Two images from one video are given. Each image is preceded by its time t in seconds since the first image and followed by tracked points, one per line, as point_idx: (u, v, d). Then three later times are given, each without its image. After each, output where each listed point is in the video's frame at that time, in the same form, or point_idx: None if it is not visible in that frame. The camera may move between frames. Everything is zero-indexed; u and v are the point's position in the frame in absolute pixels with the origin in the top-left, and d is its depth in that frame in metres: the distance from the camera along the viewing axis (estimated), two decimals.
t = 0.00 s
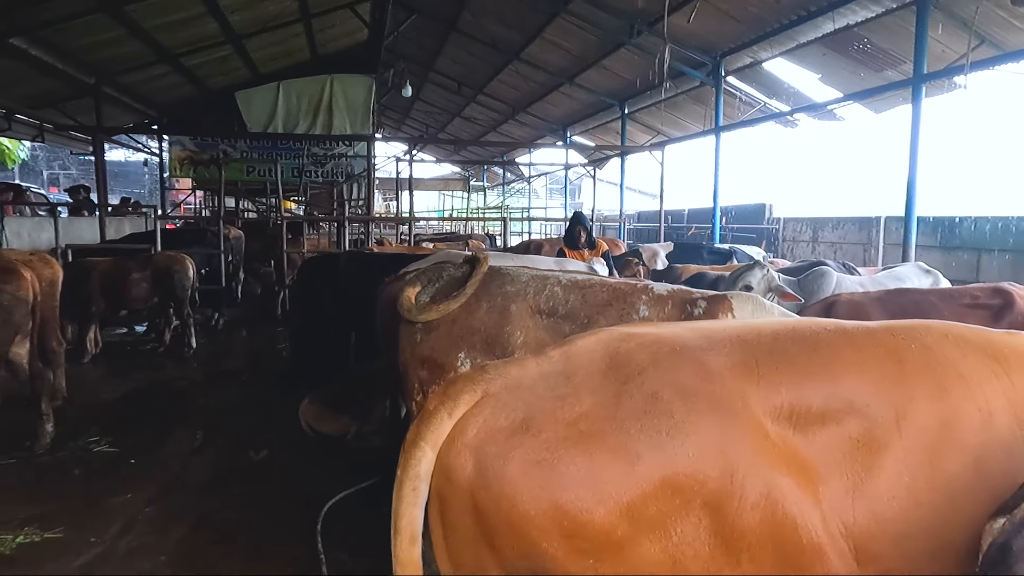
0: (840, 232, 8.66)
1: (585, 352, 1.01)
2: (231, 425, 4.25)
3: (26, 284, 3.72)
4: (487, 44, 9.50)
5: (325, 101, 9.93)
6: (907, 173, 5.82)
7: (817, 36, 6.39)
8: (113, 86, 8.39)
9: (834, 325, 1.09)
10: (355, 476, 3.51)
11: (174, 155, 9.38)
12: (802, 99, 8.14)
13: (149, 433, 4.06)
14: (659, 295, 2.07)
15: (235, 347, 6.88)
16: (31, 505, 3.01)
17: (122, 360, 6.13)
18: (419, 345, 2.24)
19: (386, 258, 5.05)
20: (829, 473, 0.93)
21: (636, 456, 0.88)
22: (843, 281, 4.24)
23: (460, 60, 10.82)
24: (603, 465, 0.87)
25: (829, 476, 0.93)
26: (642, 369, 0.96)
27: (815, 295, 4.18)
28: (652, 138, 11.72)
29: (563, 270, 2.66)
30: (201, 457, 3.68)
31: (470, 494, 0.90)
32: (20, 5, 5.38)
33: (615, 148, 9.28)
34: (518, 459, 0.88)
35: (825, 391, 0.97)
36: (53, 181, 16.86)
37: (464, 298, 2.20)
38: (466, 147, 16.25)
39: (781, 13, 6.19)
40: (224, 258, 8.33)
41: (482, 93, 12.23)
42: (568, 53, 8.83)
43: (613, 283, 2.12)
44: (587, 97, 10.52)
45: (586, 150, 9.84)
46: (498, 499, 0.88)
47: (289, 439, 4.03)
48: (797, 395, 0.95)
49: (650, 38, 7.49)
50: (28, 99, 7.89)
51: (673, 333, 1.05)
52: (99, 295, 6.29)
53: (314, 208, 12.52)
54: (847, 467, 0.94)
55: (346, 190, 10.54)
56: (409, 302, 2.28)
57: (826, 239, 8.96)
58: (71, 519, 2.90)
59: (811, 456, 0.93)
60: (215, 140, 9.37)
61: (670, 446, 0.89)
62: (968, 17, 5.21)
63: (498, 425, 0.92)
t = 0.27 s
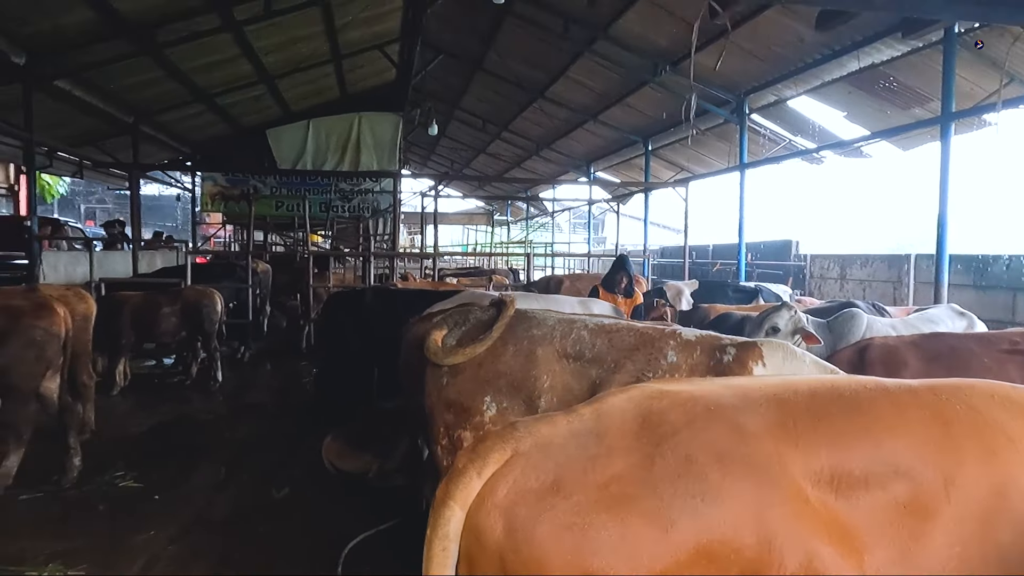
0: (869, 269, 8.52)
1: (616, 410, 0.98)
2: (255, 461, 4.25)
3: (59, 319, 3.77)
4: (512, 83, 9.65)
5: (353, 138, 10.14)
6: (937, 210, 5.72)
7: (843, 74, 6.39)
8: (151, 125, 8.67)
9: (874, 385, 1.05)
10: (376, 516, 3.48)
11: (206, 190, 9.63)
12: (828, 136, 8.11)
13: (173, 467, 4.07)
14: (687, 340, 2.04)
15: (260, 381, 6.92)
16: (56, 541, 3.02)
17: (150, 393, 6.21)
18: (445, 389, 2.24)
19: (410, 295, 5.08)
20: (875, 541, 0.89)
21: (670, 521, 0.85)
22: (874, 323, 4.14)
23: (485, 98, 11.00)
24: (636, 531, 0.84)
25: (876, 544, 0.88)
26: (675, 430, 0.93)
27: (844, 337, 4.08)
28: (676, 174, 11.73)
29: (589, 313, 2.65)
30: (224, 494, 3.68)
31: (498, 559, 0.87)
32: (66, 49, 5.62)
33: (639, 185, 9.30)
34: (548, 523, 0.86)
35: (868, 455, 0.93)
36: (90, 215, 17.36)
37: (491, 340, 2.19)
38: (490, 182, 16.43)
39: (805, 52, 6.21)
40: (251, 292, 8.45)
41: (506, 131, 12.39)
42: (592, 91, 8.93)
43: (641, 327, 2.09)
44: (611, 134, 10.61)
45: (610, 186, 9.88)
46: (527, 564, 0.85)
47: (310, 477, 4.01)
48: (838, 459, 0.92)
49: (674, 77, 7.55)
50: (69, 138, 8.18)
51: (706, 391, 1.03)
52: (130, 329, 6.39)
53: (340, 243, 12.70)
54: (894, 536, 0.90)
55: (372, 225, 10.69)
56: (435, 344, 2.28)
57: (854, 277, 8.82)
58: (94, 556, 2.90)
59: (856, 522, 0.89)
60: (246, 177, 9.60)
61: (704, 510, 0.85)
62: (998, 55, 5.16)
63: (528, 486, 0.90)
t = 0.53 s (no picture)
0: (883, 292, 8.45)
1: (627, 453, 0.98)
2: (266, 493, 4.24)
3: (73, 353, 3.80)
4: (521, 111, 9.76)
5: (365, 167, 10.26)
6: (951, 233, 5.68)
7: (850, 98, 6.40)
8: (167, 157, 8.82)
9: (889, 427, 1.05)
10: (388, 549, 3.44)
11: (220, 220, 9.76)
12: (838, 159, 8.11)
13: (185, 500, 4.06)
14: (699, 372, 2.04)
15: (272, 411, 6.92)
16: None
17: (162, 424, 6.22)
18: (457, 423, 2.22)
19: (422, 324, 5.08)
20: None
21: (683, 569, 0.83)
22: (890, 350, 4.09)
23: (495, 126, 11.11)
24: None
25: None
26: (687, 474, 0.92)
27: (859, 364, 4.04)
28: (686, 198, 11.75)
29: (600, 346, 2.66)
30: (235, 527, 3.66)
31: None
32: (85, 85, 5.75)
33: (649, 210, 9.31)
34: (559, 569, 0.84)
35: (883, 499, 0.92)
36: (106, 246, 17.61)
37: (502, 374, 2.19)
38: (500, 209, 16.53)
39: (813, 77, 6.24)
40: (264, 321, 8.50)
41: (516, 158, 12.50)
42: (600, 118, 9.01)
43: (652, 359, 2.10)
44: (620, 160, 10.67)
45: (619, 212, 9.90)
46: None
47: (322, 509, 3.98)
48: (853, 504, 0.91)
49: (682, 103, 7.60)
50: (87, 171, 8.33)
51: (718, 434, 1.02)
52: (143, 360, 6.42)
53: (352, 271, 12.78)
54: None
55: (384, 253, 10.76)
56: (448, 378, 2.29)
57: (868, 300, 8.74)
58: None
59: (874, 569, 0.87)
60: (259, 207, 9.72)
61: (719, 557, 0.84)
62: (1006, 77, 5.16)
63: (539, 530, 0.89)
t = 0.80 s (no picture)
0: (898, 300, 8.37)
1: (635, 468, 0.98)
2: (280, 504, 4.25)
3: (89, 365, 3.85)
4: (532, 121, 9.79)
5: (376, 177, 10.33)
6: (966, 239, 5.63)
7: (863, 105, 6.37)
8: (182, 170, 8.93)
9: (900, 441, 1.04)
10: (400, 561, 3.44)
11: (234, 231, 9.86)
12: (850, 166, 8.06)
13: (199, 511, 4.09)
14: (711, 384, 2.03)
15: (285, 421, 6.95)
16: None
17: (177, 435, 6.27)
18: (469, 438, 2.23)
19: (434, 334, 5.09)
20: None
21: None
22: (906, 359, 4.04)
23: (505, 136, 11.15)
24: None
25: None
26: (695, 489, 0.92)
27: (874, 373, 4.00)
28: (698, 206, 11.72)
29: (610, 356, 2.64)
30: (248, 538, 3.68)
31: None
32: (103, 100, 5.84)
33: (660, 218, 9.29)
34: None
35: (894, 514, 0.91)
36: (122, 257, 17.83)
37: (512, 389, 2.19)
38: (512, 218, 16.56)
39: (824, 84, 6.22)
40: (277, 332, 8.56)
41: (527, 167, 12.53)
42: (611, 127, 9.02)
43: (663, 371, 2.09)
44: (631, 169, 10.66)
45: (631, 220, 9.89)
46: None
47: (335, 520, 3.99)
48: (863, 518, 0.90)
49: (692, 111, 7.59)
50: (104, 184, 8.45)
51: (727, 448, 1.02)
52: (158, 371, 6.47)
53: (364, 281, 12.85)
54: None
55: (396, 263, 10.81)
56: (458, 394, 2.29)
57: (883, 308, 8.66)
58: None
59: None
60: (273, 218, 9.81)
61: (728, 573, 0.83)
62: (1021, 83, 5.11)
63: (547, 546, 0.89)
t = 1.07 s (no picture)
0: (900, 288, 8.36)
1: (632, 455, 0.98)
2: (282, 493, 4.28)
3: (90, 354, 3.86)
4: (533, 109, 9.74)
5: (377, 167, 10.30)
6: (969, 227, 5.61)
7: (866, 92, 6.32)
8: (182, 159, 8.90)
9: (897, 426, 1.04)
10: (401, 549, 3.46)
11: (235, 221, 9.85)
12: (853, 154, 8.02)
13: (202, 500, 4.11)
14: (712, 372, 2.03)
15: (287, 410, 6.98)
16: None
17: (179, 424, 6.29)
18: (468, 429, 2.24)
19: (435, 323, 5.10)
20: None
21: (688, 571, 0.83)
22: (908, 347, 4.03)
23: (507, 125, 11.11)
24: None
25: None
26: (691, 477, 0.92)
27: (877, 362, 3.99)
28: (699, 195, 11.69)
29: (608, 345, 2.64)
30: (251, 527, 3.70)
31: None
32: (102, 89, 5.82)
33: (662, 207, 9.26)
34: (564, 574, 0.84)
35: (891, 502, 0.91)
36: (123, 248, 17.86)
37: (511, 379, 2.19)
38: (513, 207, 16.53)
39: (827, 71, 6.17)
40: (279, 321, 8.57)
41: (528, 156, 12.49)
42: (613, 115, 8.97)
43: (664, 359, 2.09)
44: (632, 157, 10.62)
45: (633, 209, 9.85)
46: None
47: (338, 508, 4.02)
48: (859, 506, 0.90)
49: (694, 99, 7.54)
50: (105, 174, 8.44)
51: (724, 435, 1.02)
52: (160, 360, 6.48)
53: (365, 270, 12.85)
54: None
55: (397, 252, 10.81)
56: (455, 386, 2.30)
57: (885, 296, 8.65)
58: None
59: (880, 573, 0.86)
60: (274, 208, 9.79)
61: (723, 559, 0.84)
62: None
63: (544, 534, 0.89)
